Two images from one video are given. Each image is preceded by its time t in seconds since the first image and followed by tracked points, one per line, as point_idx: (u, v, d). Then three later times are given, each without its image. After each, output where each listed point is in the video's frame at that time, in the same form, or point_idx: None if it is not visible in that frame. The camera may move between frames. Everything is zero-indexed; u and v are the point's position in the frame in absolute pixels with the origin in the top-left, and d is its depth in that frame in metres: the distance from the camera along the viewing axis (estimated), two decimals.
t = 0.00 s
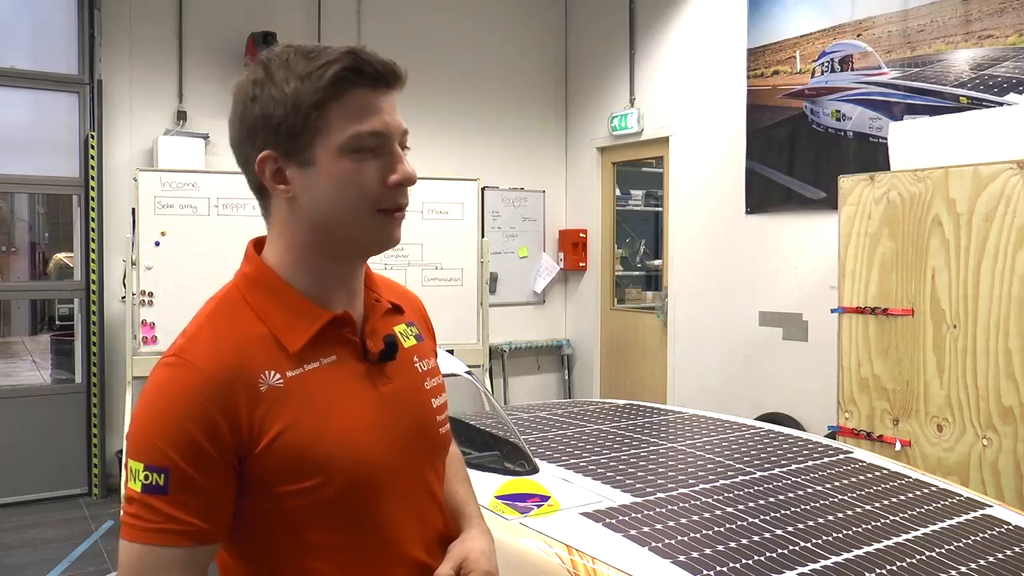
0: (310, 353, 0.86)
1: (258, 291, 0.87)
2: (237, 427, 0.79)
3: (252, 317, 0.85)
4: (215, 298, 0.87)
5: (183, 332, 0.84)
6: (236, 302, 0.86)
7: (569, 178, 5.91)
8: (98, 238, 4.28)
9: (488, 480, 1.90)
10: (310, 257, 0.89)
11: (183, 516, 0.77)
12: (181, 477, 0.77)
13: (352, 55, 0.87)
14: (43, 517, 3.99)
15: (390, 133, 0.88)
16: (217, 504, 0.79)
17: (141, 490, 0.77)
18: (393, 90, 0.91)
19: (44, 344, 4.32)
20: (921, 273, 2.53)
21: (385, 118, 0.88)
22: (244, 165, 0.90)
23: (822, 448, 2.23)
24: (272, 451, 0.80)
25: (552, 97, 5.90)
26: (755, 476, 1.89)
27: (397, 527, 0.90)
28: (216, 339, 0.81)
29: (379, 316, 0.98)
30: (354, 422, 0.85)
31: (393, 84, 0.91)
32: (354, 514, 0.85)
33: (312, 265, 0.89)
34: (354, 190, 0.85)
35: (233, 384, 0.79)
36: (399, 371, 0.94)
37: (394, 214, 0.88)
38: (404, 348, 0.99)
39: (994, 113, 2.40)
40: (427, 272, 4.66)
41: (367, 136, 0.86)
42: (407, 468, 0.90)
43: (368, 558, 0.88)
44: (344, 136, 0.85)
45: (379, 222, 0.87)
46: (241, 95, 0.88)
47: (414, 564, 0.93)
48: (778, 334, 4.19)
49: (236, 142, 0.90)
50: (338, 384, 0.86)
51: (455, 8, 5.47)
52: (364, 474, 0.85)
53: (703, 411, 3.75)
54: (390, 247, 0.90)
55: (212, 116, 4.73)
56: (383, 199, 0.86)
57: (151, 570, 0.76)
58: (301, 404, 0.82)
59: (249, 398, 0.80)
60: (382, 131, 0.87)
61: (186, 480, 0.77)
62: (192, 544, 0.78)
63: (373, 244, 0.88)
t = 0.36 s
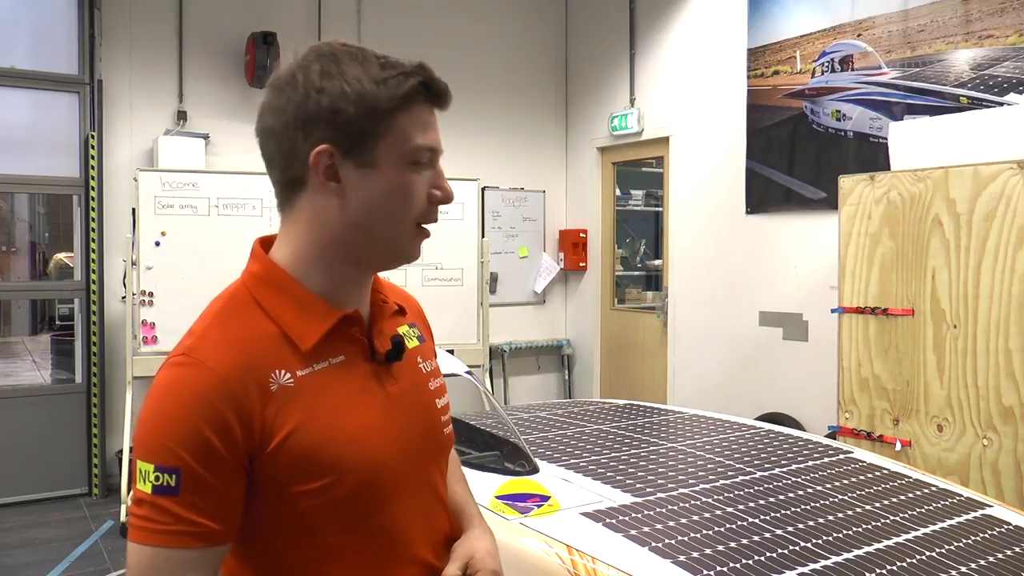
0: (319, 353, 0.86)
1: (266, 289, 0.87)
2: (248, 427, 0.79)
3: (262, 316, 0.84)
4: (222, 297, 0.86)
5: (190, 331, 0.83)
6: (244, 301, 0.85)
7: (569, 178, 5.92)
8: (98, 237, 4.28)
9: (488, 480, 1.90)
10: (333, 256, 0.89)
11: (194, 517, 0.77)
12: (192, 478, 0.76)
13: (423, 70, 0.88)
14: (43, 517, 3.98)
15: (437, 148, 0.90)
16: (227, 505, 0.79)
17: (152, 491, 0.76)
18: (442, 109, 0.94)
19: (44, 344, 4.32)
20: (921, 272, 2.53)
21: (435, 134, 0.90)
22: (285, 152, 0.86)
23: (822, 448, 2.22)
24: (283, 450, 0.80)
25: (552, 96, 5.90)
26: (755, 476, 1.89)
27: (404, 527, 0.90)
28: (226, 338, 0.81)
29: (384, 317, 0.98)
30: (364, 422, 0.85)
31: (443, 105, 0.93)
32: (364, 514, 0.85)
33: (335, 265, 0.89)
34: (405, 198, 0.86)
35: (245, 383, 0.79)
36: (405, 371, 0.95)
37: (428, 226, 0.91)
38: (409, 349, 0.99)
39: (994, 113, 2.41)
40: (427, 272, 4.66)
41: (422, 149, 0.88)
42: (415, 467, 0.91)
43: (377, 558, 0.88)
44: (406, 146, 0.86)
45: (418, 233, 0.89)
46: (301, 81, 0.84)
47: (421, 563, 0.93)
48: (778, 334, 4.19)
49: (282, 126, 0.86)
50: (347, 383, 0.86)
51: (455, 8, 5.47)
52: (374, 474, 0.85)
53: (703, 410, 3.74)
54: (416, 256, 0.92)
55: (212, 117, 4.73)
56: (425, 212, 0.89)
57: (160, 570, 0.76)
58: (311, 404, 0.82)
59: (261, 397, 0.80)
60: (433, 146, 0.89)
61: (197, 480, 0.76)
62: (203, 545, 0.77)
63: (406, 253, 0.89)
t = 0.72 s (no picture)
0: (326, 352, 0.86)
1: (273, 288, 0.86)
2: (262, 425, 0.78)
3: (270, 315, 0.84)
4: (227, 296, 0.85)
5: (196, 330, 0.81)
6: (250, 300, 0.84)
7: (569, 178, 5.92)
8: (98, 237, 4.27)
9: (488, 480, 1.90)
10: (348, 256, 0.90)
11: (208, 518, 0.76)
12: (208, 478, 0.75)
13: (452, 84, 0.93)
14: (42, 517, 3.98)
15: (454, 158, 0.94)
16: (239, 506, 0.78)
17: (165, 492, 0.74)
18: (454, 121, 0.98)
19: (44, 344, 4.32)
20: (921, 272, 2.53)
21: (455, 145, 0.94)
22: (316, 148, 0.86)
23: (822, 448, 2.22)
24: (296, 450, 0.79)
25: (552, 96, 5.89)
26: (755, 476, 1.89)
27: (408, 526, 0.90)
28: (237, 337, 0.80)
29: (383, 318, 0.99)
30: (373, 421, 0.85)
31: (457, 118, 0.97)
32: (372, 513, 0.85)
33: (350, 265, 0.90)
34: (432, 202, 0.90)
35: (259, 383, 0.78)
36: (405, 372, 0.96)
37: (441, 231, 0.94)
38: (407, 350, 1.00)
39: (994, 113, 2.41)
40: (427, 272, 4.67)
41: (446, 158, 0.91)
42: (418, 466, 0.91)
43: (382, 558, 0.88)
44: (437, 153, 0.90)
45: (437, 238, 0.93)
46: (343, 82, 0.85)
47: (422, 563, 0.93)
48: (778, 334, 4.19)
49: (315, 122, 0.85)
50: (353, 383, 0.86)
51: (455, 8, 5.47)
52: (384, 473, 0.85)
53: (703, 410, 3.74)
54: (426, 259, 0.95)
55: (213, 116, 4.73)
56: (444, 217, 0.93)
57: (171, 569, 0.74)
58: (323, 403, 0.82)
59: (274, 396, 0.79)
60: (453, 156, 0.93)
61: (213, 480, 0.75)
62: (217, 546, 0.76)
63: (422, 256, 0.92)
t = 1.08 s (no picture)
0: (325, 352, 0.86)
1: (271, 288, 0.85)
2: (269, 425, 0.77)
3: (269, 315, 0.83)
4: (224, 297, 0.84)
5: (196, 332, 0.81)
6: (248, 300, 0.84)
7: (569, 178, 5.91)
8: (98, 237, 4.27)
9: (488, 480, 1.90)
10: (346, 257, 0.90)
11: (219, 520, 0.75)
12: (219, 479, 0.74)
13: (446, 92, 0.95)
14: (42, 517, 3.98)
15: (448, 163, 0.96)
16: (248, 508, 0.77)
17: (175, 496, 0.73)
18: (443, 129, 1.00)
19: (44, 344, 4.31)
20: (921, 272, 2.53)
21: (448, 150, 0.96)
22: (320, 148, 0.85)
23: (822, 448, 2.22)
24: (302, 449, 0.79)
25: (552, 96, 5.89)
26: (755, 476, 1.89)
27: (407, 524, 0.91)
28: (240, 338, 0.79)
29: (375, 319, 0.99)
30: (374, 420, 0.86)
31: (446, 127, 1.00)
32: (376, 510, 0.85)
33: (349, 266, 0.90)
34: (429, 206, 0.92)
35: (265, 382, 0.78)
36: (397, 371, 0.96)
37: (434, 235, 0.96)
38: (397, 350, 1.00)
39: (994, 113, 2.41)
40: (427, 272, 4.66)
41: (442, 162, 0.93)
42: (414, 463, 0.92)
43: (384, 557, 0.88)
44: (434, 157, 0.91)
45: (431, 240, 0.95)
46: (349, 86, 0.85)
47: (420, 562, 0.94)
48: (778, 334, 4.19)
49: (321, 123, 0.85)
50: (353, 381, 0.86)
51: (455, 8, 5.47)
52: (386, 470, 0.86)
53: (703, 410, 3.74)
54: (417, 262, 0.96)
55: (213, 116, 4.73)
56: (438, 221, 0.94)
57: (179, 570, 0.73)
58: (326, 401, 0.82)
59: (280, 395, 0.79)
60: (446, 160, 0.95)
61: (224, 481, 0.74)
62: (229, 549, 0.75)
63: (416, 259, 0.93)
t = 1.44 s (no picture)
0: (317, 353, 0.86)
1: (262, 289, 0.85)
2: (261, 426, 0.77)
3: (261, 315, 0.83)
4: (216, 297, 0.84)
5: (187, 332, 0.80)
6: (239, 301, 0.84)
7: (569, 178, 5.91)
8: (98, 237, 4.27)
9: (488, 480, 1.90)
10: (336, 256, 0.90)
11: (211, 521, 0.74)
12: (211, 480, 0.74)
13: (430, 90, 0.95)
14: (42, 517, 3.98)
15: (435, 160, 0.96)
16: (240, 509, 0.77)
17: (167, 497, 0.73)
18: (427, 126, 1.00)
19: (44, 344, 4.31)
20: (921, 272, 2.53)
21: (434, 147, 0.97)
22: (308, 147, 0.85)
23: (822, 448, 2.22)
24: (293, 450, 0.79)
25: (552, 96, 5.89)
26: (755, 476, 1.89)
27: (398, 525, 0.91)
28: (233, 338, 0.79)
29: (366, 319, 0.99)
30: (365, 420, 0.86)
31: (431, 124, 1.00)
32: (368, 511, 0.85)
33: (339, 265, 0.90)
34: (416, 205, 0.92)
35: (257, 384, 0.77)
36: (388, 372, 0.96)
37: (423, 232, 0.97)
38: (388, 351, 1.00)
39: (994, 113, 2.41)
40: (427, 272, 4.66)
41: (429, 159, 0.93)
42: (405, 463, 0.92)
43: (375, 558, 0.88)
44: (421, 155, 0.92)
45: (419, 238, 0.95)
46: (335, 85, 0.85)
47: (412, 562, 0.94)
48: (778, 334, 4.19)
49: (309, 121, 0.85)
50: (344, 381, 0.86)
51: (455, 8, 5.47)
52: (377, 470, 0.86)
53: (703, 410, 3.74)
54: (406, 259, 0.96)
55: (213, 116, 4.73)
56: (425, 218, 0.95)
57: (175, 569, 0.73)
58: (317, 402, 0.82)
59: (272, 396, 0.78)
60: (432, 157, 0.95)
61: (216, 482, 0.74)
62: (221, 550, 0.75)
63: (405, 256, 0.94)
